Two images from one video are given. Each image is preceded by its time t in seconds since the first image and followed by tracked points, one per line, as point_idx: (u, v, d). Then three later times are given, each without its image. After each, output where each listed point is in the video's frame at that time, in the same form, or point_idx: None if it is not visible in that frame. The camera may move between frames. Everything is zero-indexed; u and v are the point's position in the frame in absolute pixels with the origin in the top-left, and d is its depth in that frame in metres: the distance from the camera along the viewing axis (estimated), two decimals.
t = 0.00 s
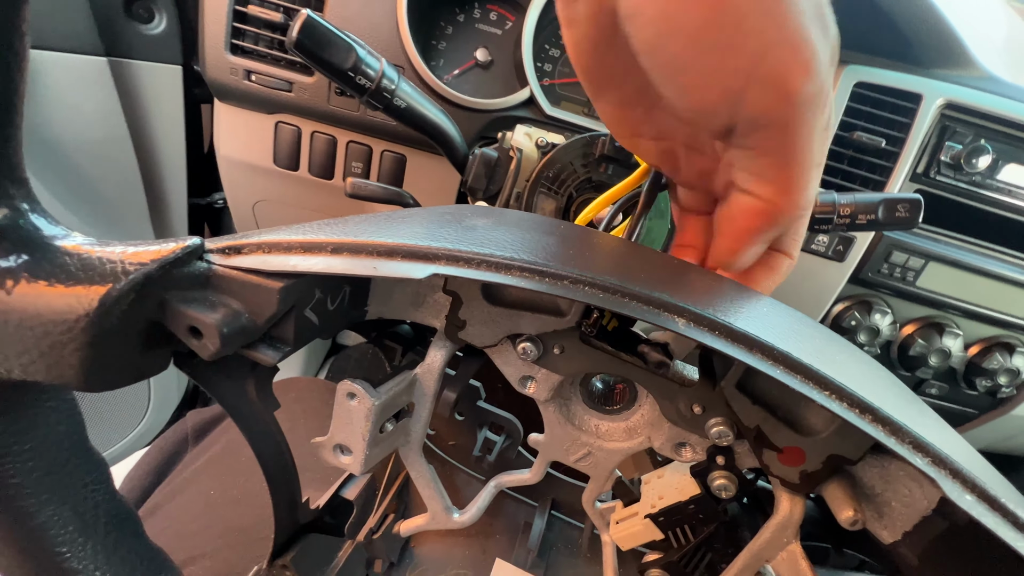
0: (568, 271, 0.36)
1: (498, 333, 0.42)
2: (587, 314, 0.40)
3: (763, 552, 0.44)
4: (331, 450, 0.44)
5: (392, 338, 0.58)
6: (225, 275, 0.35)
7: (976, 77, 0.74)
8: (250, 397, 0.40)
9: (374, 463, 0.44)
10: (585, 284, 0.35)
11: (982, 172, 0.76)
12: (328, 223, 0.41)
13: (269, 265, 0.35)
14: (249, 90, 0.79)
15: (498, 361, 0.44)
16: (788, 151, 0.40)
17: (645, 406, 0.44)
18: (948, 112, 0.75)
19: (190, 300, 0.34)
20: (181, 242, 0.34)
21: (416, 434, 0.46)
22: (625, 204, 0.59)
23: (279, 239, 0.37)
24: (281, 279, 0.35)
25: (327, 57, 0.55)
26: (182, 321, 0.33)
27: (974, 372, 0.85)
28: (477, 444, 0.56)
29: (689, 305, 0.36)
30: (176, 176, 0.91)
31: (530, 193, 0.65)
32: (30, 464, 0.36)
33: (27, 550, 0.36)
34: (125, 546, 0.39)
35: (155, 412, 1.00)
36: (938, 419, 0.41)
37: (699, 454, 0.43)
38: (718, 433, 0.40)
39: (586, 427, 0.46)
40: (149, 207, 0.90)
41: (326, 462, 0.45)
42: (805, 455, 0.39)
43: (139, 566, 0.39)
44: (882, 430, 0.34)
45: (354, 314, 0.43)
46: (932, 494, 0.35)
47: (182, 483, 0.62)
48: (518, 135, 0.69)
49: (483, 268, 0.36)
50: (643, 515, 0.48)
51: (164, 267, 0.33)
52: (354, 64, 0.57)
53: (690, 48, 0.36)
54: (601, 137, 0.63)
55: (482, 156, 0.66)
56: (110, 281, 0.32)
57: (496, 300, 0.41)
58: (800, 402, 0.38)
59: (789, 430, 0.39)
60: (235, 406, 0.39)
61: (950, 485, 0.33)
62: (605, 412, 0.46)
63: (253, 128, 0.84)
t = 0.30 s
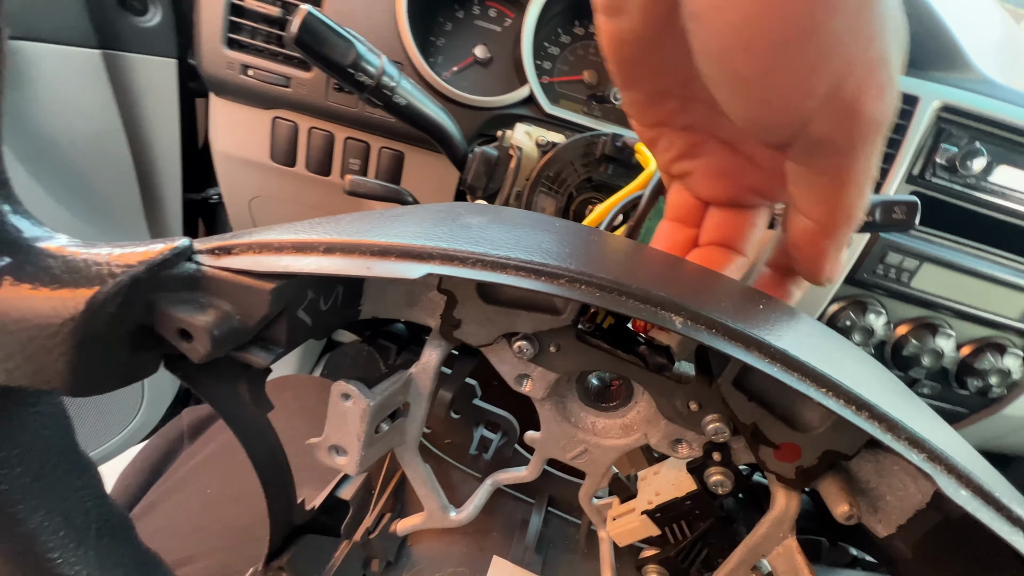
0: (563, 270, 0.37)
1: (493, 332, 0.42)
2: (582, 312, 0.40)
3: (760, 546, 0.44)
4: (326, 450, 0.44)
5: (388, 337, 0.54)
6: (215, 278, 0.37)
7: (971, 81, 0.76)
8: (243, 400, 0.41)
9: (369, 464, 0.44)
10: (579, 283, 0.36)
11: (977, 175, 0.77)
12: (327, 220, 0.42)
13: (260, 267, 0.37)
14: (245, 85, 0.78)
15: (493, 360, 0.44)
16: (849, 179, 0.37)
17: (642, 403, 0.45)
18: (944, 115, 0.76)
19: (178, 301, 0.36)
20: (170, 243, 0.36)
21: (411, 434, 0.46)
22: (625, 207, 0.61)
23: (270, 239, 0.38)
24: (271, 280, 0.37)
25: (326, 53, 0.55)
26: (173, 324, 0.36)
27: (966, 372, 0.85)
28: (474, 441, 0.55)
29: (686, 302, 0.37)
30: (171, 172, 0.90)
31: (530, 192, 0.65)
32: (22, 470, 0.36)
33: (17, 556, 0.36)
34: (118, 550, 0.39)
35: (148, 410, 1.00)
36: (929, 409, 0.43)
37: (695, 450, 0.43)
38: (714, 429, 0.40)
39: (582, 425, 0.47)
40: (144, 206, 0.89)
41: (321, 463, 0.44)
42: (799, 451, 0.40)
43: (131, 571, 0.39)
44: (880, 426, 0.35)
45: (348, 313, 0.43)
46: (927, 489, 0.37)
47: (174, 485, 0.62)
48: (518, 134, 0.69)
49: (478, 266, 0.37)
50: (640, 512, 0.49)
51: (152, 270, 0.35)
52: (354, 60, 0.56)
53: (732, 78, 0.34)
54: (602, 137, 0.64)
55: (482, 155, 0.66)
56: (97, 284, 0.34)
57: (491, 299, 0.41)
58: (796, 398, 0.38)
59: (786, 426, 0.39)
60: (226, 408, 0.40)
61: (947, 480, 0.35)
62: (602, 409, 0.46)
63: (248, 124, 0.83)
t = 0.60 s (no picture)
0: (562, 287, 0.35)
1: (489, 349, 0.39)
2: (580, 329, 0.38)
3: (761, 566, 0.42)
4: (316, 472, 0.42)
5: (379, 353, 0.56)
6: (203, 296, 0.35)
7: (987, 80, 0.74)
8: (228, 421, 0.41)
9: (362, 485, 0.42)
10: (578, 301, 0.34)
11: (991, 178, 0.74)
12: (315, 236, 0.40)
13: (247, 285, 0.35)
14: (235, 79, 0.76)
15: (488, 378, 0.42)
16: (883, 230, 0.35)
17: (639, 420, 0.43)
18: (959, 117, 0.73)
19: (164, 322, 0.35)
20: (155, 263, 0.35)
21: (404, 453, 0.44)
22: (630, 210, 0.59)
23: (259, 256, 0.36)
24: (260, 299, 0.35)
25: (317, 50, 0.54)
26: (158, 345, 0.34)
27: (974, 381, 0.84)
28: (469, 460, 0.54)
29: (686, 321, 0.36)
30: (161, 167, 0.88)
31: (531, 196, 0.62)
32: None
33: None
34: None
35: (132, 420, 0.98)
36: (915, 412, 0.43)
37: (693, 468, 0.42)
38: (713, 447, 0.39)
39: (578, 442, 0.45)
40: (132, 203, 0.88)
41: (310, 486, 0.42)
42: (801, 469, 0.38)
43: None
44: (883, 447, 0.34)
45: (338, 331, 0.42)
46: (927, 506, 0.35)
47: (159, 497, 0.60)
48: (519, 134, 0.66)
49: (474, 284, 0.35)
50: (638, 532, 0.47)
51: (138, 288, 0.33)
52: (347, 57, 0.55)
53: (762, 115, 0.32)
54: (608, 140, 0.62)
55: (481, 156, 0.64)
56: (78, 304, 0.33)
57: (486, 316, 0.38)
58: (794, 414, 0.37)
59: (787, 445, 0.38)
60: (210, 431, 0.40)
61: (951, 501, 0.34)
62: (599, 427, 0.45)
63: (239, 118, 0.81)
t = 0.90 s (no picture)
0: (559, 278, 0.35)
1: (486, 342, 0.39)
2: (578, 321, 0.38)
3: (755, 561, 0.42)
4: (312, 466, 0.41)
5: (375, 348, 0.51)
6: (197, 286, 0.35)
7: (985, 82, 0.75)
8: (226, 416, 0.41)
9: (357, 480, 0.42)
10: (575, 293, 0.34)
11: (988, 179, 0.76)
12: (313, 228, 0.40)
13: (239, 275, 0.35)
14: (230, 67, 0.75)
15: (485, 371, 0.41)
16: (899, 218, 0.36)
17: (636, 414, 0.43)
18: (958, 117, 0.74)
19: (158, 311, 0.34)
20: (149, 251, 0.35)
21: (400, 448, 0.44)
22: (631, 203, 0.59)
23: (253, 247, 0.36)
24: (255, 290, 0.35)
25: (317, 39, 0.53)
26: (153, 335, 0.34)
27: (967, 380, 0.84)
28: (464, 455, 0.53)
29: (683, 313, 0.35)
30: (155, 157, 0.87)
31: (532, 189, 0.62)
32: None
33: None
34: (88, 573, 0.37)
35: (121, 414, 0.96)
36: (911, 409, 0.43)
37: (690, 463, 0.41)
38: (709, 440, 0.39)
39: (575, 436, 0.44)
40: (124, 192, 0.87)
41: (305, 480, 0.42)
42: (796, 461, 0.38)
43: None
44: (878, 437, 0.34)
45: (338, 325, 0.41)
46: (921, 498, 0.35)
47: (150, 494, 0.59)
48: (522, 129, 0.67)
49: (470, 274, 0.34)
50: (635, 527, 0.46)
51: (133, 278, 0.33)
52: (346, 46, 0.55)
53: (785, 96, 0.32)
54: (612, 134, 0.61)
55: (482, 149, 0.65)
56: (71, 293, 0.32)
57: (485, 308, 0.38)
58: (790, 406, 0.37)
59: (782, 437, 0.37)
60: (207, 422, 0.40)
61: (947, 492, 0.34)
62: (596, 420, 0.44)
63: (234, 108, 0.79)
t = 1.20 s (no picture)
0: (549, 276, 0.32)
1: (470, 344, 0.37)
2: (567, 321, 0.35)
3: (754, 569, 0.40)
4: (283, 479, 0.39)
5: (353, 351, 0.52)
6: (153, 284, 0.33)
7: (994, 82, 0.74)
8: (188, 424, 0.39)
9: (333, 493, 0.39)
10: (566, 290, 0.32)
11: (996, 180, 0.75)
12: (284, 221, 0.37)
13: (203, 271, 0.32)
14: (213, 52, 0.72)
15: (469, 375, 0.40)
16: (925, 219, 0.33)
17: (628, 418, 0.41)
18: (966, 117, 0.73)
19: (106, 312, 0.32)
20: (97, 246, 0.33)
21: (379, 459, 0.42)
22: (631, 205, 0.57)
23: (217, 242, 0.34)
24: (217, 288, 0.32)
25: (300, 18, 0.51)
26: (100, 339, 0.32)
27: (965, 386, 0.82)
28: (449, 462, 0.51)
29: (679, 310, 0.33)
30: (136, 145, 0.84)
31: (527, 185, 0.59)
32: None
33: None
34: None
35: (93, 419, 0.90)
36: (910, 407, 0.41)
37: (685, 469, 0.40)
38: (704, 446, 0.36)
39: (564, 443, 0.43)
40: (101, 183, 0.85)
41: (279, 493, 0.40)
42: (795, 468, 0.36)
43: None
44: (885, 442, 0.32)
45: (306, 327, 0.39)
46: (925, 505, 0.34)
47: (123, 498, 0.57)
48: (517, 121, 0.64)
49: (453, 270, 0.32)
50: (626, 536, 0.45)
51: (77, 274, 0.31)
52: (330, 28, 0.52)
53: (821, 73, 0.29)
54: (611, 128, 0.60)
55: (475, 142, 0.62)
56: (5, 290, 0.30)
57: (469, 308, 0.36)
58: (790, 410, 0.35)
59: (781, 441, 0.35)
60: (167, 431, 0.38)
61: (957, 498, 0.32)
62: (587, 426, 0.42)
63: (216, 95, 0.77)
